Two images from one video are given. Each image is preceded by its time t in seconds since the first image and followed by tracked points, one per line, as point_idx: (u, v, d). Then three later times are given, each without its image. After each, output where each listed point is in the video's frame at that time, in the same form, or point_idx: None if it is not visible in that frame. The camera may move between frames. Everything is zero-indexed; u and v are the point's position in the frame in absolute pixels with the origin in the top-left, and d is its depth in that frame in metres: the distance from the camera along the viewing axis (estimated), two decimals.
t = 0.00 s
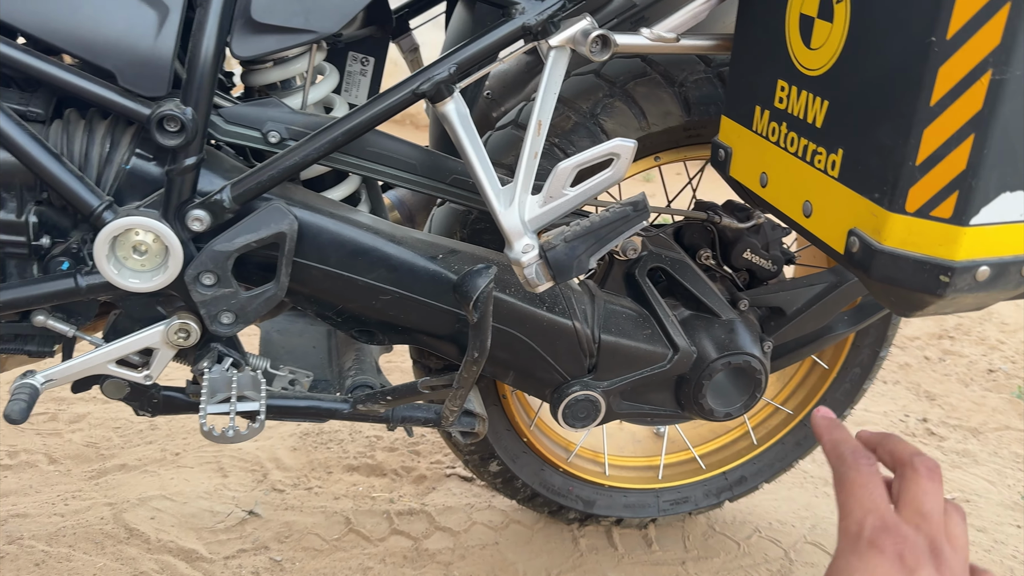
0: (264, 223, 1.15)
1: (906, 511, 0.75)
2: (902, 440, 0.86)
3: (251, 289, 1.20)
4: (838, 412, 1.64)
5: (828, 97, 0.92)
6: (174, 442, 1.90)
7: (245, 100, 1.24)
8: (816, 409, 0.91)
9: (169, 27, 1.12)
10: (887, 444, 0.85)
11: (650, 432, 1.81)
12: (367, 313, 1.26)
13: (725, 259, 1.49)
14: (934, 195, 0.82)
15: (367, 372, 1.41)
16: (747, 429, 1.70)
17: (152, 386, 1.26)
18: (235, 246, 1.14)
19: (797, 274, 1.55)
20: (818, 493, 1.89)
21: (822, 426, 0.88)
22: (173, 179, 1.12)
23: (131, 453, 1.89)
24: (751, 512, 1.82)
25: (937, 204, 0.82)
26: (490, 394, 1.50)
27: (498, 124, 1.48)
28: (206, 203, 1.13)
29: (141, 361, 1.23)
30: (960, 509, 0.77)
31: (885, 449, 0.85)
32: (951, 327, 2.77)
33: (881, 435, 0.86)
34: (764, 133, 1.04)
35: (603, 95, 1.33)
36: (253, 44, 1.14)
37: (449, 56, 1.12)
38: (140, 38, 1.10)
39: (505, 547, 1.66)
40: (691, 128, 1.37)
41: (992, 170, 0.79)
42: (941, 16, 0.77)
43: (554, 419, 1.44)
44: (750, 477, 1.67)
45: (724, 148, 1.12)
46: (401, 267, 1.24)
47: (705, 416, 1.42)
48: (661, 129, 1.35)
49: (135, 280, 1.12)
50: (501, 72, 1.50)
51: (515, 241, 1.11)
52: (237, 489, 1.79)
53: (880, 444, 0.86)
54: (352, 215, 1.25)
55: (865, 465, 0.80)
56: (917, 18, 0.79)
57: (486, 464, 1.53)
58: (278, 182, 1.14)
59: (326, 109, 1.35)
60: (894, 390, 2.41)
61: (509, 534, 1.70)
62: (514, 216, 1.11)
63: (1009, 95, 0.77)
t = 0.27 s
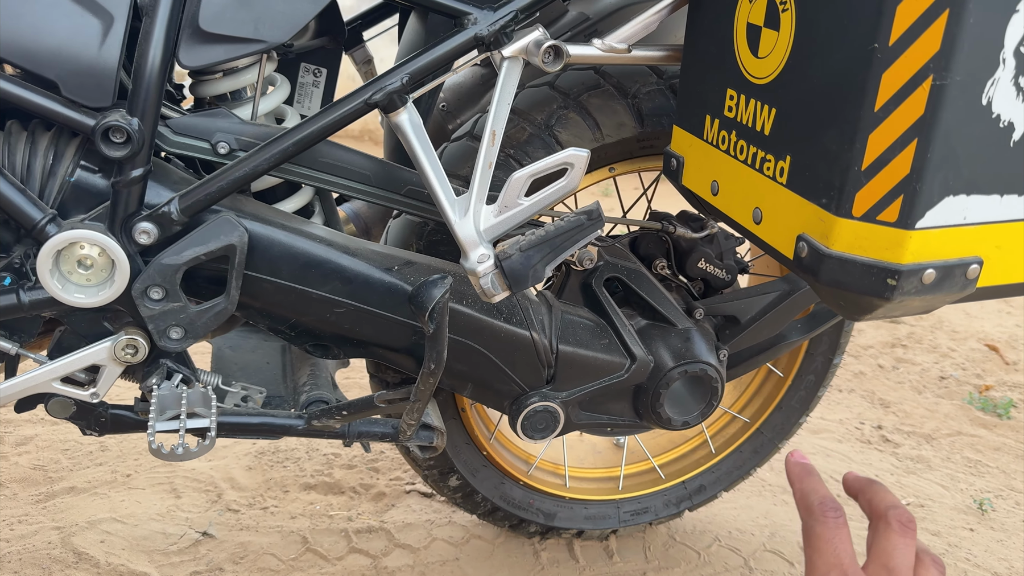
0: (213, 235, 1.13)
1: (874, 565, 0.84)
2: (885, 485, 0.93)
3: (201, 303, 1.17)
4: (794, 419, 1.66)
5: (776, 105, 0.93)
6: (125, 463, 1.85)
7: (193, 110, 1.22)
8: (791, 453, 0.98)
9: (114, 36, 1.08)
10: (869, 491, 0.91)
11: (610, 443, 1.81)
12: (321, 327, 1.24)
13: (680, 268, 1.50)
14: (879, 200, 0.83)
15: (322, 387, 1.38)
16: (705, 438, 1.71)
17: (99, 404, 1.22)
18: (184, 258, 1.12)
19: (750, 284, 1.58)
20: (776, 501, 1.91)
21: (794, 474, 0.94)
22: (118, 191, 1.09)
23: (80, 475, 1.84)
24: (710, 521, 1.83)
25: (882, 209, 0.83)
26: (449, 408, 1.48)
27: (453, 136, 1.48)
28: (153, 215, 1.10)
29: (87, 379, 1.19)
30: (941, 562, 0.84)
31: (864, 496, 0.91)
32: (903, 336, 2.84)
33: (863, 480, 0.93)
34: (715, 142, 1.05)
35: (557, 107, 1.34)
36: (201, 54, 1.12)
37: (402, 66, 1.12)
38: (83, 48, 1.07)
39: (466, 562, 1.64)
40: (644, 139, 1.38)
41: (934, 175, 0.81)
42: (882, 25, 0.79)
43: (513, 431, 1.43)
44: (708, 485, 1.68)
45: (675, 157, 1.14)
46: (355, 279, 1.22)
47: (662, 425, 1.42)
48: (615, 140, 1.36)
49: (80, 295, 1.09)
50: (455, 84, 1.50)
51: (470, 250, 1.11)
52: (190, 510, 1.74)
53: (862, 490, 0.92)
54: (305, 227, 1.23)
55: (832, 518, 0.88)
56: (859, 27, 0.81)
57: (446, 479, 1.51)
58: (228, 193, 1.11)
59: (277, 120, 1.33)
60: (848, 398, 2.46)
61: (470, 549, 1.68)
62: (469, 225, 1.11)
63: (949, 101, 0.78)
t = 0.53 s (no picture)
0: (174, 243, 1.12)
1: (722, 471, 0.61)
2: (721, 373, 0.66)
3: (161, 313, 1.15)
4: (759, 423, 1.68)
5: (734, 112, 0.95)
6: (86, 477, 1.81)
7: (153, 118, 1.20)
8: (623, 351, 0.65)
9: (71, 43, 1.06)
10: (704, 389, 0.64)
11: (578, 449, 1.82)
12: (284, 336, 1.23)
13: (645, 275, 1.52)
14: (834, 205, 0.85)
15: (286, 397, 1.36)
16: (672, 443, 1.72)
17: (58, 417, 1.19)
18: (144, 267, 1.10)
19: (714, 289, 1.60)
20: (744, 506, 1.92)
21: (625, 376, 0.63)
22: (76, 200, 1.07)
23: (40, 490, 1.80)
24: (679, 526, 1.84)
25: (837, 213, 0.85)
26: (416, 416, 1.47)
27: (419, 143, 1.48)
28: (112, 224, 1.08)
29: (45, 391, 1.16)
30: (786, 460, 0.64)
31: (693, 390, 0.65)
32: (868, 341, 2.89)
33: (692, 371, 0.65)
34: (675, 149, 1.07)
35: (522, 115, 1.35)
36: (161, 62, 1.10)
37: (364, 73, 1.12)
38: (38, 55, 1.05)
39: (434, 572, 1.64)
40: (610, 146, 1.39)
41: (887, 179, 0.83)
42: (835, 33, 0.81)
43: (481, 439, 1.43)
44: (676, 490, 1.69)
45: (637, 164, 1.15)
46: (319, 288, 1.21)
47: (629, 430, 1.43)
48: (579, 147, 1.37)
49: (37, 305, 1.08)
50: (420, 92, 1.50)
51: (435, 257, 1.11)
52: (154, 524, 1.71)
53: (690, 380, 0.66)
54: (268, 235, 1.22)
55: (677, 428, 0.59)
56: (812, 36, 0.83)
57: (414, 488, 1.51)
58: (188, 202, 1.10)
59: (240, 128, 1.32)
60: (814, 402, 2.49)
61: (439, 558, 1.67)
62: (433, 232, 1.11)
63: (900, 107, 0.80)
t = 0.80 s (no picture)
0: (159, 245, 1.11)
1: (755, 466, 0.65)
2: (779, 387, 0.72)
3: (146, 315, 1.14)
4: (742, 422, 1.70)
5: (717, 114, 0.96)
6: (69, 479, 1.80)
7: (137, 119, 1.19)
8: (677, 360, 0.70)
9: (55, 45, 1.05)
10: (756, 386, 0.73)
11: (564, 449, 1.83)
12: (270, 337, 1.23)
13: (630, 275, 1.53)
14: (816, 206, 0.86)
15: (272, 398, 1.36)
16: (656, 442, 1.73)
17: (42, 419, 1.18)
18: (129, 268, 1.10)
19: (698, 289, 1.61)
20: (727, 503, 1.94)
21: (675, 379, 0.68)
22: (60, 202, 1.07)
23: (23, 493, 1.78)
24: (663, 524, 1.86)
25: (819, 214, 0.86)
26: (402, 417, 1.48)
27: (404, 144, 1.48)
28: (97, 225, 1.08)
29: (29, 393, 1.16)
30: (829, 456, 0.69)
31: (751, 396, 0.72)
32: (850, 339, 2.92)
33: (757, 378, 0.73)
34: (659, 151, 1.08)
35: (506, 116, 1.36)
36: (145, 62, 1.10)
37: (350, 74, 1.12)
38: (22, 56, 1.04)
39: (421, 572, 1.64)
40: (593, 147, 1.40)
41: (868, 181, 0.84)
42: (815, 37, 0.82)
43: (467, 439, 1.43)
44: (661, 489, 1.70)
45: (622, 165, 1.16)
46: (305, 288, 1.21)
47: (614, 429, 1.44)
48: (564, 148, 1.37)
49: (21, 307, 1.07)
50: (405, 92, 1.50)
51: (421, 258, 1.11)
52: (139, 526, 1.70)
53: (752, 389, 0.73)
54: (253, 236, 1.22)
55: (714, 422, 0.64)
56: (794, 39, 0.84)
57: (400, 488, 1.51)
58: (173, 203, 1.10)
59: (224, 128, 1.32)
60: (797, 400, 2.52)
61: (425, 558, 1.68)
62: (419, 233, 1.11)
63: (879, 110, 0.82)
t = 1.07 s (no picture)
0: (151, 240, 1.11)
1: (817, 528, 0.92)
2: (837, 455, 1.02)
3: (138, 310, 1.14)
4: (733, 418, 1.70)
5: (709, 111, 0.96)
6: (61, 474, 1.79)
7: (130, 114, 1.19)
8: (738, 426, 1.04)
9: (47, 40, 1.05)
10: (817, 458, 1.01)
11: (556, 444, 1.84)
12: (263, 332, 1.23)
13: (622, 271, 1.54)
14: (807, 203, 0.87)
15: (264, 393, 1.36)
16: (648, 438, 1.74)
17: (34, 414, 1.18)
18: (121, 263, 1.09)
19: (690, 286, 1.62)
20: (718, 499, 1.95)
21: (740, 447, 1.01)
22: (52, 197, 1.06)
23: (14, 488, 1.77)
24: (654, 519, 1.87)
25: (809, 211, 0.87)
26: (395, 412, 1.48)
27: (397, 140, 1.48)
28: (89, 220, 1.08)
29: (21, 388, 1.15)
30: (881, 519, 0.95)
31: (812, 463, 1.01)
32: (841, 336, 2.94)
33: (818, 447, 1.03)
34: (652, 148, 1.08)
35: (500, 112, 1.36)
36: (138, 57, 1.10)
37: (343, 70, 1.12)
38: (14, 51, 1.03)
39: (412, 567, 1.64)
40: (587, 144, 1.40)
41: (858, 178, 0.85)
42: (807, 34, 0.82)
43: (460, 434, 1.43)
44: (652, 484, 1.71)
45: (614, 162, 1.17)
46: (298, 284, 1.21)
47: (606, 425, 1.45)
48: (557, 145, 1.37)
49: (13, 301, 1.07)
50: (398, 88, 1.50)
51: (413, 254, 1.11)
52: (131, 521, 1.70)
53: (814, 456, 1.02)
54: (246, 231, 1.22)
55: (772, 486, 0.95)
56: (786, 37, 0.85)
57: (392, 484, 1.51)
58: (165, 198, 1.10)
59: (217, 123, 1.31)
60: (788, 397, 2.53)
61: (417, 554, 1.68)
62: (412, 229, 1.11)
63: (870, 108, 0.82)
